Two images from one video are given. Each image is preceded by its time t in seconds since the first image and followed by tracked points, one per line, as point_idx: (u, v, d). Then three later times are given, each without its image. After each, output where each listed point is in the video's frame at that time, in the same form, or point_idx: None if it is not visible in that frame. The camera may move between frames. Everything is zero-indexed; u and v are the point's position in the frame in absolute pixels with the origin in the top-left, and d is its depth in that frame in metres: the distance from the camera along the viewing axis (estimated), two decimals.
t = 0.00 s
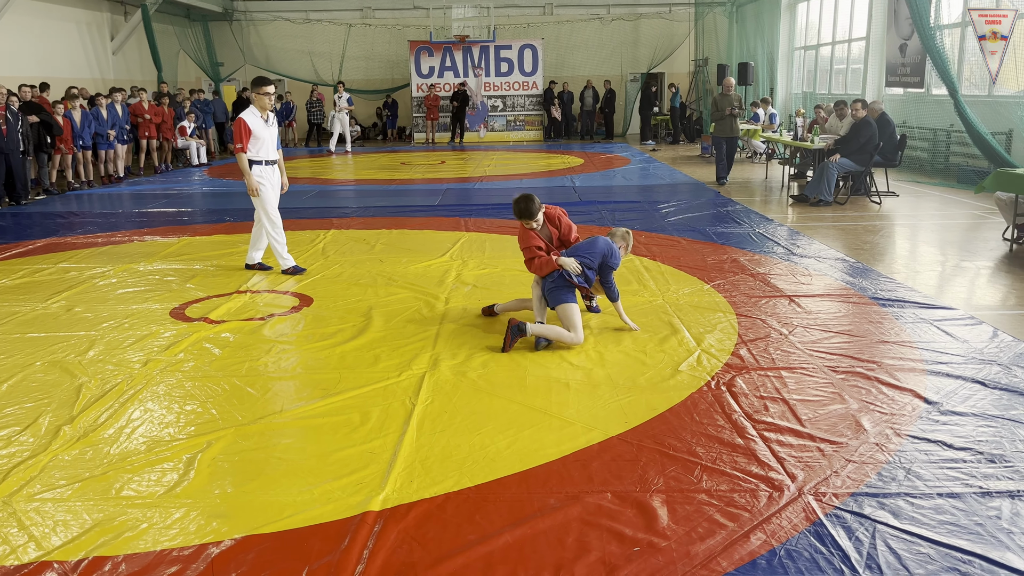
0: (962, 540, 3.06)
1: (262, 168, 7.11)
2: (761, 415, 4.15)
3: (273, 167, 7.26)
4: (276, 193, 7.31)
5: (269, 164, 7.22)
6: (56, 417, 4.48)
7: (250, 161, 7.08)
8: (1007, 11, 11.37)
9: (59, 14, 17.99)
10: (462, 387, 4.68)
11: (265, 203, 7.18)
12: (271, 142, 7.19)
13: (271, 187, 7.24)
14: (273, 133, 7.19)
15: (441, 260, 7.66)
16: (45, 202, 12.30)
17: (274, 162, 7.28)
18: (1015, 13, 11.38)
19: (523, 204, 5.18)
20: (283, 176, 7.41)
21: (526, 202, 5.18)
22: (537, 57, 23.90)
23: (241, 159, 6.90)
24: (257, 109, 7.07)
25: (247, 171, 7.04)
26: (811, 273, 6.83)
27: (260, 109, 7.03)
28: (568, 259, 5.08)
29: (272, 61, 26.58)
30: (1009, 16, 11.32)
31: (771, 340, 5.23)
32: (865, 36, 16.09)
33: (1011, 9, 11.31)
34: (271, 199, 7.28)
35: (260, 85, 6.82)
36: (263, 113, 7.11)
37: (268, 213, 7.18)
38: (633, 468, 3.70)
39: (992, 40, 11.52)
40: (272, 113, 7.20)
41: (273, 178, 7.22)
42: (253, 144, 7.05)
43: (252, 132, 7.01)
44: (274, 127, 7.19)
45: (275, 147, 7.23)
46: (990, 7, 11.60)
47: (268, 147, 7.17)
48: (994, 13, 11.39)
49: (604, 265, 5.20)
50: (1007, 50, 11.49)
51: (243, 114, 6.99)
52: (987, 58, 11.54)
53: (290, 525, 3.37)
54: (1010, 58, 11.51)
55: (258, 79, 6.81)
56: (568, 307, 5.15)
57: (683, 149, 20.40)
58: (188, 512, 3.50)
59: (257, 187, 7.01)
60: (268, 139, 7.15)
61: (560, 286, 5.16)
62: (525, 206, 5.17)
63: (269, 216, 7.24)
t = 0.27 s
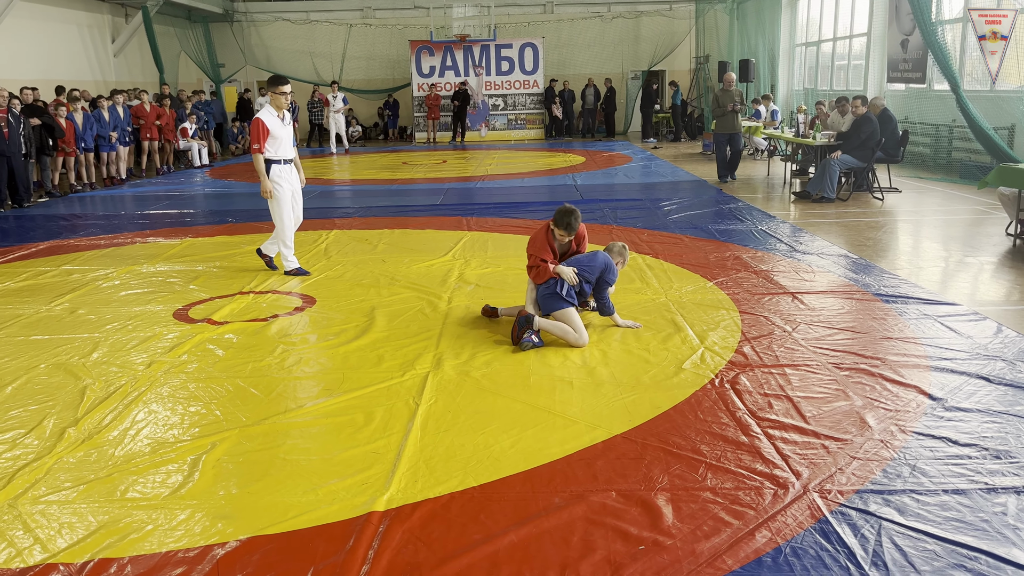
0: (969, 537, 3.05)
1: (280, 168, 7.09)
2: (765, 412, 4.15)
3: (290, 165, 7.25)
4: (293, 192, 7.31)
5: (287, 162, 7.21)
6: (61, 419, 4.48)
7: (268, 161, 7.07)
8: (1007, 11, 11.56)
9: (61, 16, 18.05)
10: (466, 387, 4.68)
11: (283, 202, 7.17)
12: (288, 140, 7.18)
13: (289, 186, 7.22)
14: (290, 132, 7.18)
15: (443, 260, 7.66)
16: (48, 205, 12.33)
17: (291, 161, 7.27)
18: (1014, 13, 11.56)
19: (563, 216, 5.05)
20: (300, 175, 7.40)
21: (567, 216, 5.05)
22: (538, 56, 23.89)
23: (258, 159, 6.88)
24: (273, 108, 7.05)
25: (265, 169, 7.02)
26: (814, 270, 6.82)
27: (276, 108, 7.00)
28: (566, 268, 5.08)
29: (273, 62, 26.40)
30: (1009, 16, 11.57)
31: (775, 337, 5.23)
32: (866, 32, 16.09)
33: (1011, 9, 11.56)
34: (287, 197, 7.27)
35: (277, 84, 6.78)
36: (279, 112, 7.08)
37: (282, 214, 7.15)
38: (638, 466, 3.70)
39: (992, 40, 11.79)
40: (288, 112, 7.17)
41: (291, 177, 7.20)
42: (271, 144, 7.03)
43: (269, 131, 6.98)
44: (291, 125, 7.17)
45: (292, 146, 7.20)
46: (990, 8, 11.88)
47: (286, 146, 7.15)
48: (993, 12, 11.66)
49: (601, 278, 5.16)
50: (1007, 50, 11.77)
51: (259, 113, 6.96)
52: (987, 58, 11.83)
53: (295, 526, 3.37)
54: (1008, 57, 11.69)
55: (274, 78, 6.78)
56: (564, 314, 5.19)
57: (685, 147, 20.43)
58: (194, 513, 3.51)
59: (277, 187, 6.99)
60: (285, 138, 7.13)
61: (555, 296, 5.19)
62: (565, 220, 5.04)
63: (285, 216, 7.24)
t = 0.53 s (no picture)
0: (974, 534, 3.04)
1: (296, 168, 7.08)
2: (769, 411, 4.14)
3: (304, 166, 7.24)
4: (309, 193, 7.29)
5: (302, 163, 7.19)
6: (65, 421, 4.49)
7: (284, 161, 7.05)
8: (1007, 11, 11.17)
9: (61, 19, 18.05)
10: (470, 387, 4.67)
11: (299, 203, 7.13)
12: (303, 141, 7.17)
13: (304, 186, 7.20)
14: (304, 132, 7.18)
15: (445, 260, 7.65)
16: (51, 207, 12.35)
17: (305, 161, 7.27)
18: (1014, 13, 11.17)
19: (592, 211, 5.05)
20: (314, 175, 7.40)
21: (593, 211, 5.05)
22: (539, 55, 23.86)
23: (280, 158, 6.86)
24: (287, 109, 7.05)
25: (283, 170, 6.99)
26: (817, 268, 6.80)
27: (292, 109, 7.01)
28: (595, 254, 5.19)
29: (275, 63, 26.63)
30: (1010, 16, 11.17)
31: (778, 335, 5.21)
32: (868, 28, 16.00)
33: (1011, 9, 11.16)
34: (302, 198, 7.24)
35: (292, 85, 6.84)
36: (294, 113, 7.09)
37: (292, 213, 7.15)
38: (642, 466, 3.69)
39: (992, 40, 11.42)
40: (301, 112, 7.18)
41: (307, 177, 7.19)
42: (287, 144, 7.01)
43: (285, 131, 6.96)
44: (304, 125, 7.18)
45: (305, 146, 7.21)
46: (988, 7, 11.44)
47: (300, 147, 7.15)
48: (994, 13, 11.23)
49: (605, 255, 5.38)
50: (1006, 50, 11.43)
51: (275, 113, 6.94)
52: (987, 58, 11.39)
53: (300, 527, 3.37)
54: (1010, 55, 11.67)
55: (289, 78, 6.80)
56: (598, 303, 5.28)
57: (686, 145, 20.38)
58: (198, 514, 3.51)
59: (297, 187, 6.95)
60: (300, 138, 7.13)
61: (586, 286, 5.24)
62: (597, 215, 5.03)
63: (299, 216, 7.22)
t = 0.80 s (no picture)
0: (977, 532, 3.03)
1: (309, 169, 7.07)
2: (771, 410, 4.13)
3: (322, 167, 7.22)
4: (324, 196, 7.26)
5: (318, 165, 7.17)
6: (65, 424, 4.49)
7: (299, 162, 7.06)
8: (1007, 11, 11.17)
9: (62, 21, 18.07)
10: (470, 387, 4.67)
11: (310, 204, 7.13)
12: (321, 142, 7.16)
13: (318, 188, 7.19)
14: (323, 134, 7.16)
15: (446, 260, 7.65)
16: (52, 209, 12.36)
17: (322, 163, 7.23)
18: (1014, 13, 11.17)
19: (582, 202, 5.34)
20: (333, 176, 7.35)
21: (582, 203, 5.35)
22: (539, 54, 23.85)
23: (291, 159, 6.87)
24: (307, 110, 7.03)
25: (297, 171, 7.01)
26: (818, 266, 6.79)
27: (310, 110, 7.00)
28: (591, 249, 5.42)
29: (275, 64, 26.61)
30: (1010, 16, 11.18)
31: (780, 334, 5.21)
32: (869, 26, 15.98)
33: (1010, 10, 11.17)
34: (316, 200, 7.23)
35: (310, 86, 6.77)
36: (313, 114, 7.07)
37: (303, 216, 7.14)
38: (644, 465, 3.68)
39: (992, 40, 11.44)
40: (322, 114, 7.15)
41: (320, 179, 7.17)
42: (302, 145, 7.01)
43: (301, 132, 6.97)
44: (323, 128, 7.15)
45: (323, 148, 7.18)
46: (988, 7, 11.48)
47: (317, 148, 7.13)
48: (993, 12, 11.26)
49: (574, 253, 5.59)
50: (1007, 50, 11.48)
51: (293, 114, 6.96)
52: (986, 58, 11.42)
53: (301, 529, 3.36)
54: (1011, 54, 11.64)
55: (308, 80, 6.77)
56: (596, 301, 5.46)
57: (687, 144, 20.37)
58: (200, 516, 3.51)
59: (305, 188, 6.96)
60: (317, 140, 7.11)
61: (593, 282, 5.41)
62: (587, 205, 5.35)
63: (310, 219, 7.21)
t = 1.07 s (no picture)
0: (976, 531, 3.03)
1: (319, 166, 7.08)
2: (771, 409, 4.12)
3: (337, 165, 7.20)
4: (337, 194, 7.22)
5: (333, 162, 7.16)
6: (64, 425, 4.49)
7: (311, 158, 7.08)
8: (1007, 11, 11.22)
9: (60, 22, 18.06)
10: (470, 386, 4.67)
11: (320, 202, 7.14)
12: (336, 140, 7.14)
13: (331, 185, 7.17)
14: (339, 132, 7.15)
15: (445, 260, 7.64)
16: (51, 210, 12.36)
17: (337, 161, 7.21)
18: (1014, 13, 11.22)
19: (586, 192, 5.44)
20: (349, 175, 7.31)
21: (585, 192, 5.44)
22: (538, 54, 23.82)
23: (300, 156, 6.91)
24: (322, 108, 7.06)
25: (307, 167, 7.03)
26: (817, 265, 6.78)
27: (325, 108, 7.02)
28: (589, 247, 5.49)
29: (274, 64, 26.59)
30: (1010, 16, 11.23)
31: (779, 333, 5.20)
32: (868, 24, 15.99)
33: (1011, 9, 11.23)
34: (331, 197, 7.21)
35: (327, 83, 6.78)
36: (329, 112, 7.09)
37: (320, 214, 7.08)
38: (643, 465, 3.68)
39: (992, 40, 11.43)
40: (339, 112, 7.15)
41: (332, 176, 7.15)
42: (314, 142, 7.04)
43: (314, 130, 7.01)
44: (339, 126, 7.15)
45: (339, 146, 7.17)
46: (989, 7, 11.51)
47: (332, 146, 7.12)
48: (993, 12, 11.29)
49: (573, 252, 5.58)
50: (1007, 50, 11.43)
51: (307, 112, 7.00)
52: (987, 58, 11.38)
53: (299, 530, 3.36)
54: (1011, 55, 11.57)
55: (325, 77, 6.76)
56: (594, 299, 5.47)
57: (686, 143, 20.37)
58: (199, 517, 3.50)
59: (311, 185, 6.99)
60: (332, 138, 7.11)
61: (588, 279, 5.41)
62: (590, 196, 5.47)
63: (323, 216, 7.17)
